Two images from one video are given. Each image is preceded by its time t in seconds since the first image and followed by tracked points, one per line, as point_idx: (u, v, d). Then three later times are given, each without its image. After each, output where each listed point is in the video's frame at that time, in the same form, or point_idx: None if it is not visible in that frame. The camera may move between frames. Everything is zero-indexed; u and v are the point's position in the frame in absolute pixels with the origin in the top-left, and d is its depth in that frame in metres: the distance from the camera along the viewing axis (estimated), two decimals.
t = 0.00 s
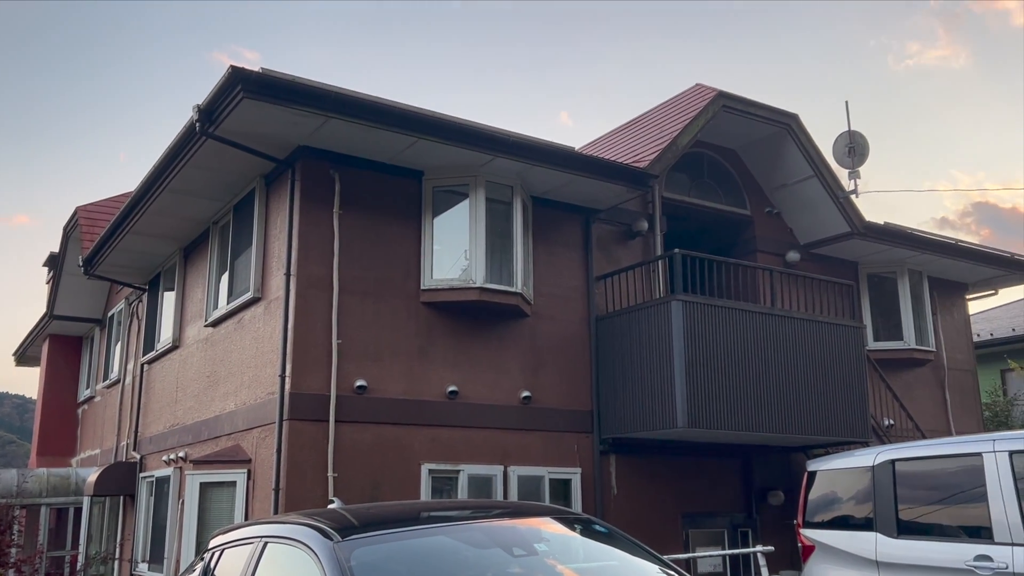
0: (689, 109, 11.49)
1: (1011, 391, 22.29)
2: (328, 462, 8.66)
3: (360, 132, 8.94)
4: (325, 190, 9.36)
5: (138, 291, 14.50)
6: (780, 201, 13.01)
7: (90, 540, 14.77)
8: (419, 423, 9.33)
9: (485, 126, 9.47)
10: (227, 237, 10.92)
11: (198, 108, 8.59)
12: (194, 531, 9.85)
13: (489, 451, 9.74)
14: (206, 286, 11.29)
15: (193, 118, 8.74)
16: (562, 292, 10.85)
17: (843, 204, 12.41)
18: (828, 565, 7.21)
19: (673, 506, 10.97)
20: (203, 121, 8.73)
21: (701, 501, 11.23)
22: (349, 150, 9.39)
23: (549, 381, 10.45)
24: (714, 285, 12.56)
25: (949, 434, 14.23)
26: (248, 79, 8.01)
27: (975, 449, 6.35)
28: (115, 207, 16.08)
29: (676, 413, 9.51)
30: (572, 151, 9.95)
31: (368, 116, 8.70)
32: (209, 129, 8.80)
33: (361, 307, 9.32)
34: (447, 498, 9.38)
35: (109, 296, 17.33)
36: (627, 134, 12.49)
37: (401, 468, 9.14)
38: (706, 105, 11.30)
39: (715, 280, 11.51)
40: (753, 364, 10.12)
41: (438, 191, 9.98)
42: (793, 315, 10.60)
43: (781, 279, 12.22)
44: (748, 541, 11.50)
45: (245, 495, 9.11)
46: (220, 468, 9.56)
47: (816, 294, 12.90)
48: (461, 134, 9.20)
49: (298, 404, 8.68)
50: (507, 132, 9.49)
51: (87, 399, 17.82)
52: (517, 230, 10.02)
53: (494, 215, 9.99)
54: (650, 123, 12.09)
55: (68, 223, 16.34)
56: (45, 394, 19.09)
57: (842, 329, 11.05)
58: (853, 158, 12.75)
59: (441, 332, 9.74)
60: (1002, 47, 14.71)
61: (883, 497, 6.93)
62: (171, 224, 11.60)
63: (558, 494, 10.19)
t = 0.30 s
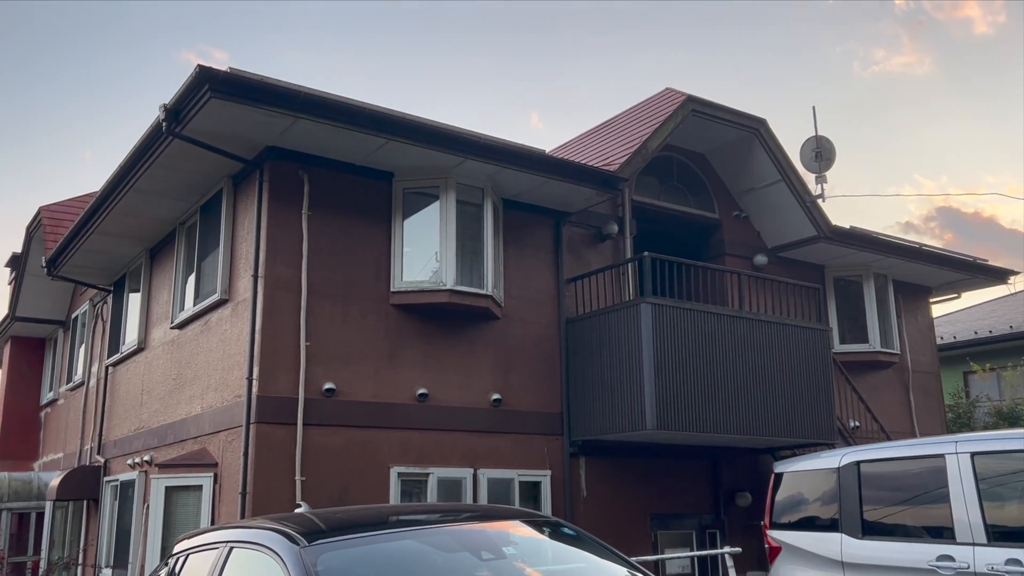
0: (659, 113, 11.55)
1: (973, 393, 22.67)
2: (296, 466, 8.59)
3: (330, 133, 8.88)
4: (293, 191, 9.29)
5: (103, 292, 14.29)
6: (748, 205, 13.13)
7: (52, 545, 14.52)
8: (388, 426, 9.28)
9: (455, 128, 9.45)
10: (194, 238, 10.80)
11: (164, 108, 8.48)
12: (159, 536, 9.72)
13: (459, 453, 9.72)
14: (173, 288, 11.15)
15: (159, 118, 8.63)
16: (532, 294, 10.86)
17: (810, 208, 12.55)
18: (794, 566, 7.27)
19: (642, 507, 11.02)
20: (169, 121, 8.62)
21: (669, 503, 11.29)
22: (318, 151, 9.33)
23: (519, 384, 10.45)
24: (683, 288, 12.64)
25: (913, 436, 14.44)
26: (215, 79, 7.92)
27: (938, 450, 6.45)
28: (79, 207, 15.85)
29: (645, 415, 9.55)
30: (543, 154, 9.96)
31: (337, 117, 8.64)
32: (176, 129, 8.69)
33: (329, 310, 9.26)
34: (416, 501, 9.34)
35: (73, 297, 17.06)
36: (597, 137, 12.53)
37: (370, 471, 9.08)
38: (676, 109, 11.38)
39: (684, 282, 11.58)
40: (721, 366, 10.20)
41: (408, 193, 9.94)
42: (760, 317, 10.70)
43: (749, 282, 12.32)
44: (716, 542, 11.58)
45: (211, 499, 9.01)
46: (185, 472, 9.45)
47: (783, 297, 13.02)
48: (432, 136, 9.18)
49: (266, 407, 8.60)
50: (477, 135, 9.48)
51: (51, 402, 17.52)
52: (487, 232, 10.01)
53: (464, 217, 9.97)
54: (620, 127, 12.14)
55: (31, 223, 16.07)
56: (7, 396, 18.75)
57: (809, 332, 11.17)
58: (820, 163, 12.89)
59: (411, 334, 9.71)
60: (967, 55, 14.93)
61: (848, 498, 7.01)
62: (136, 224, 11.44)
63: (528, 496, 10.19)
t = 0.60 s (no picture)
0: (637, 115, 11.59)
1: (945, 393, 22.94)
2: (272, 468, 8.53)
3: (306, 133, 8.83)
4: (269, 191, 9.23)
5: (76, 293, 14.12)
6: (724, 207, 13.20)
7: (24, 549, 14.32)
8: (364, 427, 9.24)
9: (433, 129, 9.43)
10: (168, 239, 10.69)
11: (138, 107, 8.40)
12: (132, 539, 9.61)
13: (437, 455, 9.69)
14: (146, 288, 11.04)
15: (133, 117, 8.54)
16: (510, 295, 10.86)
17: (785, 210, 12.64)
18: (770, 566, 7.31)
19: (620, 508, 11.05)
20: (143, 120, 8.54)
21: (646, 503, 11.33)
22: (295, 150, 9.28)
23: (497, 385, 10.44)
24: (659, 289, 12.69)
25: (887, 436, 14.58)
26: (190, 77, 7.85)
27: (911, 450, 6.51)
28: (52, 207, 15.65)
29: (622, 416, 9.58)
30: (521, 155, 9.96)
31: (314, 117, 8.60)
32: (150, 128, 8.61)
33: (306, 311, 9.21)
34: (393, 503, 9.30)
35: (45, 298, 16.84)
36: (575, 138, 12.54)
37: (346, 473, 9.04)
38: (653, 111, 11.41)
39: (661, 284, 11.62)
40: (698, 367, 10.25)
41: (386, 193, 9.91)
42: (736, 318, 10.76)
43: (725, 282, 12.40)
44: (693, 542, 11.64)
45: (186, 502, 8.92)
46: (159, 474, 9.35)
47: (759, 298, 13.11)
48: (409, 136, 9.15)
49: (242, 409, 8.53)
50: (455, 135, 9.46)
51: (22, 404, 17.28)
52: (465, 233, 10.00)
53: (442, 218, 9.95)
54: (598, 128, 12.16)
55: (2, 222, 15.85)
56: None
57: (783, 332, 11.25)
58: (795, 165, 12.98)
59: (388, 335, 9.68)
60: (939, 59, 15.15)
61: (823, 498, 7.07)
62: (110, 224, 11.32)
63: (505, 498, 10.18)
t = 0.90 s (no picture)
0: (620, 115, 11.61)
1: (926, 392, 23.12)
2: (254, 469, 8.49)
3: (288, 132, 8.79)
4: (251, 191, 9.19)
5: (55, 293, 14.01)
6: (707, 206, 13.25)
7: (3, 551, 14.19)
8: (347, 427, 9.22)
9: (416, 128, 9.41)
10: (149, 238, 10.62)
11: (118, 105, 8.34)
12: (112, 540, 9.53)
13: (420, 455, 9.67)
14: (127, 288, 10.95)
15: (114, 116, 8.48)
16: (493, 295, 10.86)
17: (767, 210, 12.70)
18: (752, 564, 7.34)
19: (603, 507, 11.07)
20: (124, 118, 8.47)
21: (630, 502, 11.36)
22: (277, 150, 9.24)
23: (480, 385, 10.43)
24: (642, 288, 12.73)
25: (868, 434, 14.69)
26: (172, 76, 7.80)
27: (892, 448, 6.56)
28: (31, 206, 15.51)
29: (605, 415, 9.60)
30: (504, 154, 9.96)
31: (297, 116, 8.56)
32: (130, 127, 8.55)
33: (288, 311, 9.17)
34: (376, 503, 9.28)
35: (24, 298, 16.70)
36: (558, 138, 12.56)
37: (329, 473, 9.00)
38: (636, 111, 11.44)
39: (644, 283, 11.65)
40: (680, 366, 10.28)
41: (369, 193, 9.89)
42: (719, 318, 10.81)
43: (708, 282, 12.45)
44: (676, 541, 11.68)
45: (167, 503, 8.86)
46: (140, 475, 9.28)
47: (742, 298, 13.17)
48: (392, 136, 9.13)
49: (223, 409, 8.48)
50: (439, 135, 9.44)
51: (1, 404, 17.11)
52: (449, 232, 9.99)
53: (425, 217, 9.93)
54: (581, 128, 12.18)
55: None
56: None
57: (766, 331, 11.30)
58: (778, 165, 13.05)
59: (371, 335, 9.65)
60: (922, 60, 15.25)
61: (805, 496, 7.11)
62: (90, 223, 11.23)
63: (489, 497, 10.18)
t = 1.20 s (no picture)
0: (609, 113, 11.63)
1: (913, 388, 23.24)
2: (242, 468, 8.46)
3: (276, 129, 8.76)
4: (239, 189, 9.15)
5: (42, 292, 13.93)
6: (695, 205, 13.29)
7: None
8: (336, 426, 9.20)
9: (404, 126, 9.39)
10: (136, 237, 10.56)
11: (105, 103, 8.29)
12: (99, 541, 9.48)
13: (410, 454, 9.66)
14: (114, 287, 10.90)
15: (100, 114, 8.42)
16: (482, 293, 10.85)
17: (755, 208, 12.73)
18: (740, 562, 7.36)
19: (592, 504, 11.08)
20: (111, 116, 8.42)
21: (619, 500, 11.38)
22: (266, 148, 9.21)
23: (469, 383, 10.43)
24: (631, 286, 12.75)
25: (855, 431, 14.76)
26: (158, 73, 7.75)
27: (880, 445, 6.60)
28: (17, 204, 15.41)
29: (594, 413, 9.61)
30: (493, 153, 9.95)
31: (285, 114, 8.53)
32: (117, 125, 8.49)
33: (276, 310, 9.15)
34: (365, 502, 9.27)
35: (10, 297, 16.60)
36: (547, 136, 12.56)
37: (318, 472, 8.98)
38: (625, 109, 11.46)
39: (633, 281, 11.66)
40: (669, 363, 10.30)
41: (357, 191, 9.87)
42: (707, 316, 10.83)
43: (696, 279, 12.48)
44: (665, 538, 11.72)
45: (155, 502, 8.82)
46: (128, 475, 9.24)
47: (730, 296, 13.21)
48: (381, 134, 9.11)
49: (211, 408, 8.45)
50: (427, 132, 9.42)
51: None
52: (437, 231, 9.97)
53: (414, 216, 9.91)
54: (570, 126, 12.19)
55: None
56: None
57: (754, 329, 11.33)
58: (765, 163, 13.10)
59: (360, 333, 9.63)
60: (906, 60, 15.38)
61: (793, 493, 7.14)
62: (77, 222, 11.17)
63: (478, 496, 10.18)
